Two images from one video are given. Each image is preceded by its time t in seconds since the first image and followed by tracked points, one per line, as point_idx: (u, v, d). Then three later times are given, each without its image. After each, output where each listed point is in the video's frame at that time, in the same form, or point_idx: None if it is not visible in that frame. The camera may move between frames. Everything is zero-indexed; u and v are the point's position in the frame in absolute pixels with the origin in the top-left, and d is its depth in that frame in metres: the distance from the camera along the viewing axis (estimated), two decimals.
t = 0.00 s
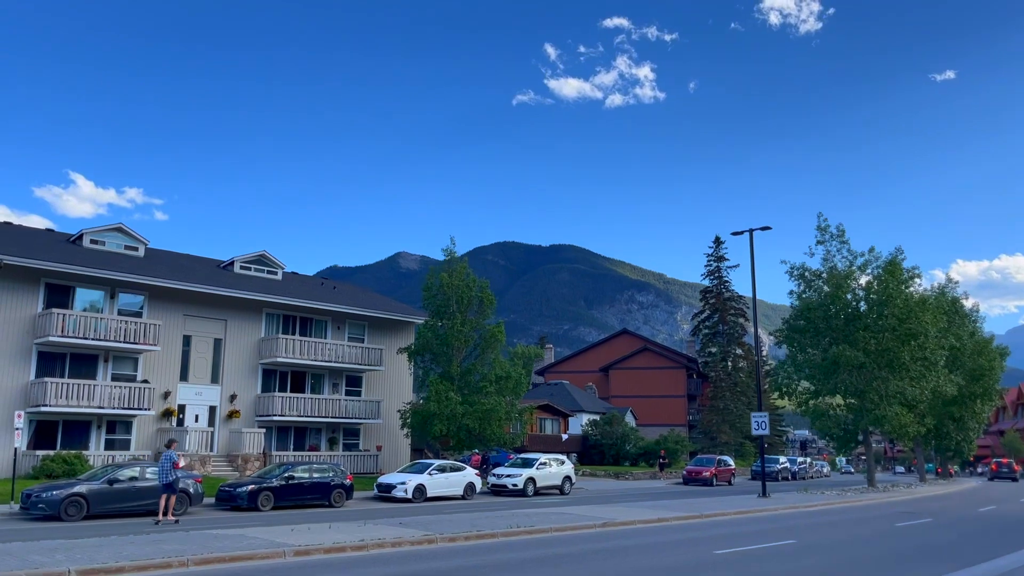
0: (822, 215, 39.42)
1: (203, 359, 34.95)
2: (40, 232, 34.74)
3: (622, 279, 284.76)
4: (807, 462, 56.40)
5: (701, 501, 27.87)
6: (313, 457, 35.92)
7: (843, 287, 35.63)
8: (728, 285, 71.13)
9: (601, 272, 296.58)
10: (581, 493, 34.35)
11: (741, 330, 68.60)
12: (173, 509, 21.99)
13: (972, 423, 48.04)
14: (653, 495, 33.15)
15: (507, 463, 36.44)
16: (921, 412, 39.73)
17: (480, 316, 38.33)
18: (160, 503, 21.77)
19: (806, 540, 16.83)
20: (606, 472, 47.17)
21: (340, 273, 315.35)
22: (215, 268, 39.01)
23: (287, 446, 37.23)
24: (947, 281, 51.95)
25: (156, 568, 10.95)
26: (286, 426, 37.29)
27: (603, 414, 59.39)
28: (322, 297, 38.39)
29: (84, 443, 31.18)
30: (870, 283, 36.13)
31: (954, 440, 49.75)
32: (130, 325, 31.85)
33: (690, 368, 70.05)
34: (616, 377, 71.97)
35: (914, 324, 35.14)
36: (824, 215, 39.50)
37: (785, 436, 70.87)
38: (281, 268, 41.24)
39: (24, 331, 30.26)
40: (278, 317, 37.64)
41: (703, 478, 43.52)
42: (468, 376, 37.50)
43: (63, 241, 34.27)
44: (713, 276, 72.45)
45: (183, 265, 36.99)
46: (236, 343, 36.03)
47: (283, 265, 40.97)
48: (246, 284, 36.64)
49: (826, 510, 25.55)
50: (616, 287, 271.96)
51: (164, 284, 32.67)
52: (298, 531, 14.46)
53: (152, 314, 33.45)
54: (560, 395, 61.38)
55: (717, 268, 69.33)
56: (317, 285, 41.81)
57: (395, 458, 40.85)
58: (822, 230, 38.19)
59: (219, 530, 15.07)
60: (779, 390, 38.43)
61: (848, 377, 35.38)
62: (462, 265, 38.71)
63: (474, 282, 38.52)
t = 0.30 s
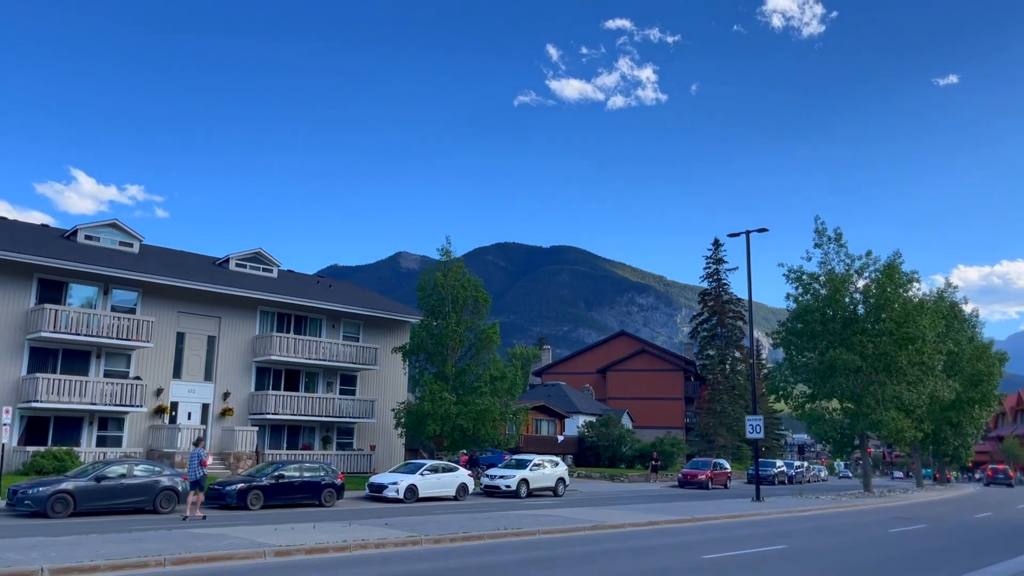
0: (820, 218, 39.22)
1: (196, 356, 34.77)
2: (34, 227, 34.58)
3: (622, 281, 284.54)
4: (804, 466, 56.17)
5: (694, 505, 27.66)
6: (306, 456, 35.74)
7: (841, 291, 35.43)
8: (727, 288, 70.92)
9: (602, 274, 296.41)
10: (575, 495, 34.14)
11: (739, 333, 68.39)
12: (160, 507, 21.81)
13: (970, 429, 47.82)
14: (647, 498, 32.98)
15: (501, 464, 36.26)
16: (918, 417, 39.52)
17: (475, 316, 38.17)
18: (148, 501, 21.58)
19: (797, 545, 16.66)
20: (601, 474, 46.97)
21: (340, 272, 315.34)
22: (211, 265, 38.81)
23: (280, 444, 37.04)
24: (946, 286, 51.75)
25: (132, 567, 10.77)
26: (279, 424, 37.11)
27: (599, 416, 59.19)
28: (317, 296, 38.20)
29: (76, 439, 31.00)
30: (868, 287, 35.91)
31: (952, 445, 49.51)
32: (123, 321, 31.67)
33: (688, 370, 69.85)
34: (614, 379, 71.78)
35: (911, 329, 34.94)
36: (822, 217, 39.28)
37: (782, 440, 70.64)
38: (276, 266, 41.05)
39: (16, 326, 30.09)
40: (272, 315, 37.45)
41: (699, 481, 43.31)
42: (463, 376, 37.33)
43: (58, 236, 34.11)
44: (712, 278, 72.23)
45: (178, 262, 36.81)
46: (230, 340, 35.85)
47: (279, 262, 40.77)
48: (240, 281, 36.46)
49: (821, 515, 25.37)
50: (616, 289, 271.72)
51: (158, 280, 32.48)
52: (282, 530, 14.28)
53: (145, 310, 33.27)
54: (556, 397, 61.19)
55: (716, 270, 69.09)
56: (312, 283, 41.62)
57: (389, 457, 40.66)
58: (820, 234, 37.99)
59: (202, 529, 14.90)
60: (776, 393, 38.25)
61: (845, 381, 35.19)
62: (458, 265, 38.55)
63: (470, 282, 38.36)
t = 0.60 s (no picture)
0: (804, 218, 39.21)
1: (175, 349, 34.40)
2: (12, 216, 34.11)
3: (610, 279, 284.80)
4: (786, 466, 56.29)
5: (673, 503, 27.56)
6: (285, 451, 35.49)
7: (824, 291, 35.45)
8: (712, 287, 71.01)
9: (590, 272, 296.71)
10: (555, 493, 33.99)
11: (724, 332, 68.45)
12: (133, 500, 21.53)
13: (951, 430, 48.01)
14: (628, 496, 32.91)
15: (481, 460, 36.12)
16: (899, 418, 39.63)
17: (458, 312, 38.02)
18: (120, 494, 21.28)
19: (772, 545, 16.56)
20: (584, 472, 46.89)
21: (328, 266, 314.42)
22: (192, 257, 38.43)
23: (259, 438, 36.72)
24: (929, 288, 51.93)
25: (90, 561, 10.53)
26: (259, 418, 36.80)
27: (583, 414, 59.12)
28: (299, 289, 37.89)
29: (51, 431, 30.61)
30: (851, 287, 35.92)
31: (932, 446, 49.72)
32: (101, 313, 31.28)
33: (673, 369, 69.92)
34: (598, 377, 71.76)
35: (893, 329, 35.01)
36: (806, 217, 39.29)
37: (766, 440, 70.81)
38: (259, 259, 40.69)
39: None
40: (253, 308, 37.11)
41: (681, 480, 43.27)
42: (445, 372, 37.14)
43: (36, 226, 33.67)
44: (698, 277, 72.28)
45: (158, 253, 36.41)
46: (210, 333, 35.49)
47: (261, 255, 40.43)
48: (221, 273, 36.09)
49: (800, 515, 25.31)
50: (604, 287, 272.04)
51: (137, 271, 32.11)
52: (251, 526, 14.06)
53: (124, 301, 32.88)
54: (541, 394, 61.09)
55: (701, 269, 69.11)
56: (295, 276, 41.32)
57: (369, 452, 40.43)
58: (805, 234, 38.00)
59: (170, 523, 14.66)
60: (758, 393, 38.27)
61: (827, 381, 35.23)
62: (442, 260, 38.35)
63: (453, 277, 38.16)
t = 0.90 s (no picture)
0: (775, 217, 39.45)
1: (139, 338, 33.85)
2: None
3: (586, 276, 285.54)
4: (754, 463, 56.73)
5: (639, 499, 27.59)
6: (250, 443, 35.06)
7: (792, 291, 35.68)
8: (685, 285, 71.35)
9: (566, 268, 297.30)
10: (523, 488, 33.92)
11: (696, 330, 68.79)
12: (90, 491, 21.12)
13: (916, 431, 48.59)
14: (595, 492, 32.92)
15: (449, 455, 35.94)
16: (865, 417, 40.05)
17: (428, 305, 37.76)
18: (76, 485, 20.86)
19: (734, 543, 16.53)
20: (553, 467, 46.90)
21: (303, 258, 312.28)
22: (159, 245, 37.84)
23: (225, 430, 36.26)
24: (897, 289, 52.49)
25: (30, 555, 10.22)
26: (225, 409, 36.34)
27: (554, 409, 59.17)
28: (267, 280, 37.44)
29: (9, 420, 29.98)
30: (819, 287, 36.18)
31: (897, 445, 50.33)
32: (62, 300, 30.69)
33: (644, 366, 70.21)
34: (570, 373, 71.87)
35: (860, 329, 35.36)
36: (777, 217, 39.54)
37: (735, 437, 71.34)
38: (227, 249, 40.16)
39: None
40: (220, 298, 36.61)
41: (649, 476, 43.43)
42: (414, 366, 36.88)
43: None
44: (671, 275, 72.60)
45: (124, 241, 35.81)
46: (175, 323, 34.96)
47: (230, 245, 39.92)
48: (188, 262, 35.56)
49: (765, 512, 25.43)
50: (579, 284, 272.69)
51: (101, 258, 31.52)
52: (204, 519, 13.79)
53: (87, 289, 32.28)
54: (512, 389, 61.04)
55: (674, 267, 69.39)
56: (264, 267, 40.85)
57: (337, 446, 40.09)
58: (775, 233, 38.20)
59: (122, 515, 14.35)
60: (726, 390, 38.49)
61: (794, 380, 35.50)
62: (413, 253, 38.07)
63: (424, 270, 37.89)
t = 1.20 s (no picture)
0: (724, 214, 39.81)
1: (74, 322, 32.75)
2: None
3: (540, 269, 286.24)
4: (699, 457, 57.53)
5: (583, 491, 27.63)
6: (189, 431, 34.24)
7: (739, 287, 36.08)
8: (636, 279, 71.83)
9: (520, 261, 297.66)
10: (468, 479, 33.74)
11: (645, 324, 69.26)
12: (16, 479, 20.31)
13: (855, 426, 49.71)
14: (540, 484, 32.89)
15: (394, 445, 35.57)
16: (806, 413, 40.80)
17: (377, 294, 37.27)
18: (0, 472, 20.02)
19: (673, 534, 16.65)
20: (500, 459, 46.83)
21: (253, 245, 307.23)
22: (97, 226, 36.64)
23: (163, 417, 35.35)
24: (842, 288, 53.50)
25: None
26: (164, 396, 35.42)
27: (503, 400, 59.10)
28: (211, 264, 36.56)
29: None
30: (765, 284, 36.64)
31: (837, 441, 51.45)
32: None
33: (594, 359, 70.58)
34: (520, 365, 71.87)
35: (803, 326, 35.99)
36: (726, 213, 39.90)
37: (680, 432, 72.18)
38: (170, 231, 39.11)
39: None
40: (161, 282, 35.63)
41: (595, 468, 43.64)
42: (361, 355, 36.38)
43: None
44: (622, 270, 72.99)
45: (60, 220, 34.58)
46: (113, 307, 33.92)
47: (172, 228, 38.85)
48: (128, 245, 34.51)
49: (707, 506, 25.74)
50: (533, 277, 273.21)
51: (35, 238, 30.35)
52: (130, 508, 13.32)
53: (19, 270, 31.08)
54: (462, 380, 60.83)
55: (626, 261, 69.76)
56: (208, 251, 39.88)
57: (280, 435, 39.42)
58: (724, 229, 38.56)
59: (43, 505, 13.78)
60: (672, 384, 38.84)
61: (738, 375, 35.98)
62: (362, 240, 37.54)
63: (373, 258, 37.36)
